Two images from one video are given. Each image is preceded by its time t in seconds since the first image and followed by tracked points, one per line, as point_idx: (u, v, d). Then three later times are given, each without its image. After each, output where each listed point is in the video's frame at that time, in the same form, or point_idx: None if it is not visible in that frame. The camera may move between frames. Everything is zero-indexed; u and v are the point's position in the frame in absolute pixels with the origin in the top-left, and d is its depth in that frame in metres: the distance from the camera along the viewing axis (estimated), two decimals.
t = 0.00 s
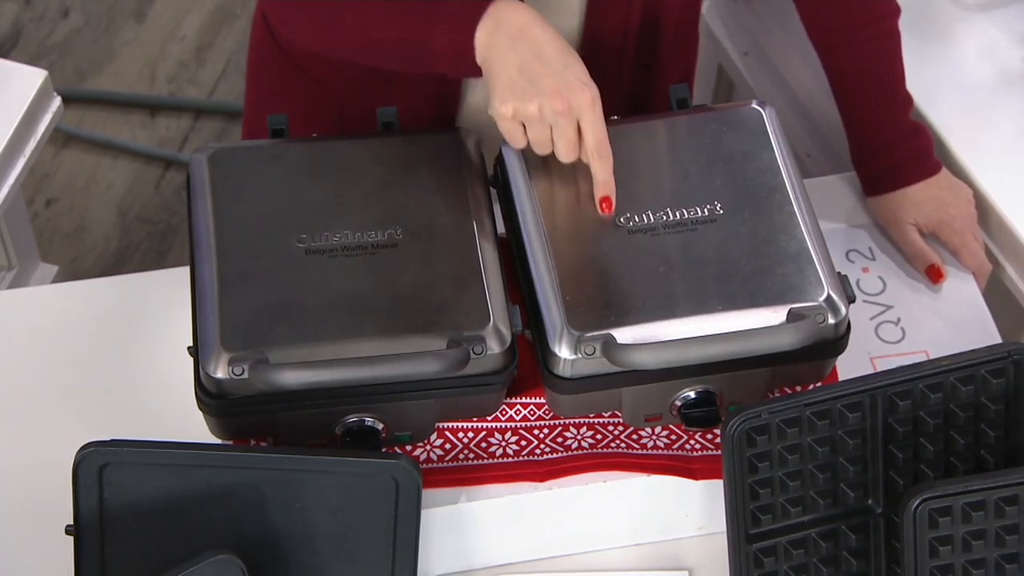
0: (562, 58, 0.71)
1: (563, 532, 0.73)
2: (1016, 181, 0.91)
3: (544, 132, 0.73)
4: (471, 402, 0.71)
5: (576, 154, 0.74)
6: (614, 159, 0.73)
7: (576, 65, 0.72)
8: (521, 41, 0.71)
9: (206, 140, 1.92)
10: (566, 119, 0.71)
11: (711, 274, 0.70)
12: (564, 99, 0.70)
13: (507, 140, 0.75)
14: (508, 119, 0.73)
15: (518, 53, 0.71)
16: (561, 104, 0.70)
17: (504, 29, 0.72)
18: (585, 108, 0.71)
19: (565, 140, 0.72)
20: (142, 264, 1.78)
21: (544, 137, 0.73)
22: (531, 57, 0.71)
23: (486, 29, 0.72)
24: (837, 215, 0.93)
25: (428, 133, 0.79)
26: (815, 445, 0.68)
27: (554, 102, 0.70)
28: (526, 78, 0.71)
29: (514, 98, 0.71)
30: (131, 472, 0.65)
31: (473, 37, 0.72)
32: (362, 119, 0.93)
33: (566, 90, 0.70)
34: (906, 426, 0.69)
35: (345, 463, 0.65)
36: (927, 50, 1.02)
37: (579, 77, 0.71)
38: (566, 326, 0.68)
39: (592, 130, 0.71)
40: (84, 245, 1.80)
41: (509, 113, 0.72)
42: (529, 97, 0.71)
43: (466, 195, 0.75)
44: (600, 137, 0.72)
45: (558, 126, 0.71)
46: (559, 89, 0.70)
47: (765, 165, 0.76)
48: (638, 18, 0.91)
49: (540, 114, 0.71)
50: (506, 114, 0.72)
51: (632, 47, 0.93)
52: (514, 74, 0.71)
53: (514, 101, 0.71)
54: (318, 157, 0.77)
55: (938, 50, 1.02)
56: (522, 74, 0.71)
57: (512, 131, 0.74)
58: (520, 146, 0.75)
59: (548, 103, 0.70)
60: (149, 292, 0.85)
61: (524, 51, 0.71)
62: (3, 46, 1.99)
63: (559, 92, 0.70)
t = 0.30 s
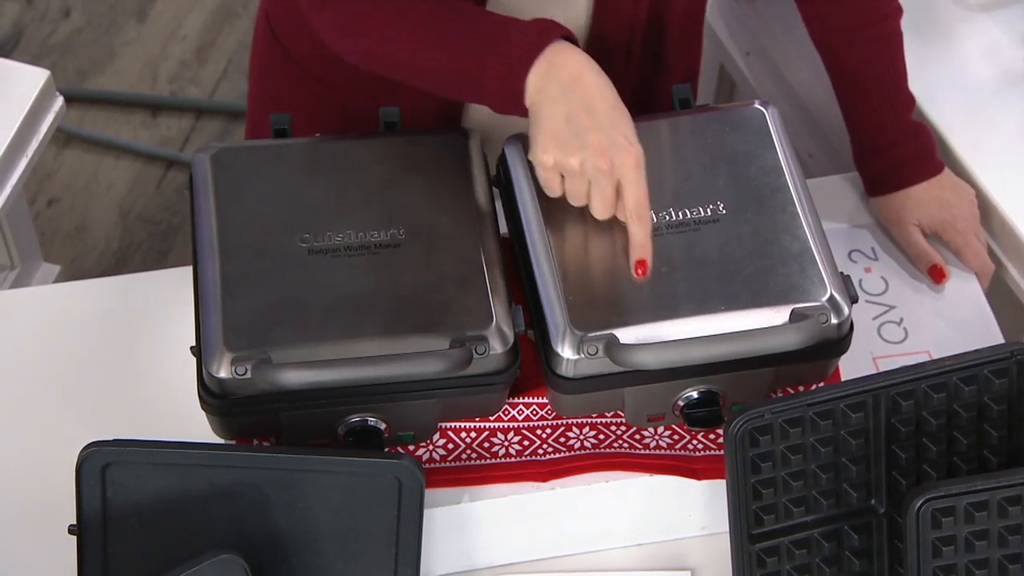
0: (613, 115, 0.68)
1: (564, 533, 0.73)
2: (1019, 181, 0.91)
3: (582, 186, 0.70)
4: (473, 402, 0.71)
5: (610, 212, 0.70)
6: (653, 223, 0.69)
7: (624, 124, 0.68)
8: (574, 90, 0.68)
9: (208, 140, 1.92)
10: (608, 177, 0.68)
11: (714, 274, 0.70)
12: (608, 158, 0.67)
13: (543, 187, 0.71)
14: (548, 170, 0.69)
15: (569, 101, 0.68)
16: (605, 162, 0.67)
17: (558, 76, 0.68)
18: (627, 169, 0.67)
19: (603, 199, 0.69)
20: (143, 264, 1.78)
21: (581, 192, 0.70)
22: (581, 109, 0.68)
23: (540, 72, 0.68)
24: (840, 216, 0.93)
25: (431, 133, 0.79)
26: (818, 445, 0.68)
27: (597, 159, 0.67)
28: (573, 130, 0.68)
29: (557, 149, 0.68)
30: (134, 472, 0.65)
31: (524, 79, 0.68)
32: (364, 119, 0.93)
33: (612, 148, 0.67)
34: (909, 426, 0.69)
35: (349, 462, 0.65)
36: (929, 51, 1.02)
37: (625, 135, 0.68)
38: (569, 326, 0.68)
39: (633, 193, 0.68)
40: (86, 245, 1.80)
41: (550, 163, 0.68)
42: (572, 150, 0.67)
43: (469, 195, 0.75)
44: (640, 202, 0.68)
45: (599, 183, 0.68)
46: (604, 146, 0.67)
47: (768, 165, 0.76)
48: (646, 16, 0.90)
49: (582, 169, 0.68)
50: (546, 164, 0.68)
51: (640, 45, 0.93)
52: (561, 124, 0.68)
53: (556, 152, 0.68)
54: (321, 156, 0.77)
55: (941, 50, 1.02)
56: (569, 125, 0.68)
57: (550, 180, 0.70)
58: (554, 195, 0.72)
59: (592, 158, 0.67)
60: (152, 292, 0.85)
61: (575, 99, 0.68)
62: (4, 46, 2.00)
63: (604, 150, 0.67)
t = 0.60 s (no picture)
0: (686, 94, 0.68)
1: (569, 533, 0.72)
2: None
3: (661, 169, 0.69)
4: (479, 402, 0.71)
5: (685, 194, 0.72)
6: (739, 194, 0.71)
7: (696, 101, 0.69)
8: (646, 71, 0.67)
9: (211, 140, 1.92)
10: (689, 158, 0.68)
11: (719, 274, 0.70)
12: (690, 137, 0.67)
13: (618, 172, 0.71)
14: (627, 155, 0.69)
15: (643, 84, 0.67)
16: (688, 143, 0.67)
17: (628, 60, 0.67)
18: (708, 146, 0.68)
19: (684, 180, 0.70)
20: (146, 264, 1.79)
21: (659, 175, 0.70)
22: (656, 90, 0.67)
23: (609, 59, 0.67)
24: (844, 216, 0.93)
25: (436, 133, 0.79)
26: (824, 445, 0.68)
27: (682, 140, 0.67)
28: (651, 114, 0.67)
29: (638, 133, 0.67)
30: (140, 471, 0.65)
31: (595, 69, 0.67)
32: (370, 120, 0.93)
33: (693, 128, 0.68)
34: (914, 426, 0.69)
35: (355, 462, 0.65)
36: (933, 52, 1.02)
37: (702, 113, 0.68)
38: (574, 326, 0.68)
39: (718, 169, 0.69)
40: (89, 245, 1.80)
41: (631, 148, 0.68)
42: (654, 133, 0.67)
43: (474, 195, 0.75)
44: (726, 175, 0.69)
45: (680, 164, 0.68)
46: (686, 127, 0.67)
47: (773, 164, 0.76)
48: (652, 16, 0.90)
49: (663, 151, 0.68)
50: (629, 149, 0.68)
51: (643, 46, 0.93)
52: (638, 108, 0.67)
53: (638, 136, 0.67)
54: (326, 157, 0.77)
55: (945, 50, 1.02)
56: (646, 107, 0.67)
57: (627, 164, 0.70)
58: (629, 178, 0.71)
59: (674, 139, 0.67)
60: (157, 291, 0.85)
61: (649, 81, 0.67)
62: (8, 46, 2.00)
63: (686, 131, 0.67)
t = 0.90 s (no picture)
0: (653, 27, 0.72)
1: (575, 533, 0.73)
2: None
3: (643, 103, 0.74)
4: (485, 401, 0.71)
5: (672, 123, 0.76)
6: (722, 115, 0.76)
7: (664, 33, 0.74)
8: (614, 13, 0.71)
9: (215, 140, 1.92)
10: (669, 87, 0.73)
11: (726, 274, 0.70)
12: (666, 67, 0.72)
13: (602, 114, 0.75)
14: (610, 94, 0.73)
15: (613, 26, 0.71)
16: (664, 72, 0.72)
17: (594, 3, 0.71)
18: (684, 74, 0.73)
19: (667, 110, 0.74)
20: (151, 263, 1.79)
21: (643, 109, 0.74)
22: (625, 28, 0.71)
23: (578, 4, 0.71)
24: (850, 216, 0.93)
25: (442, 133, 0.79)
26: (830, 445, 0.68)
27: (659, 71, 0.71)
28: (625, 51, 0.71)
29: (616, 71, 0.72)
30: (146, 470, 0.65)
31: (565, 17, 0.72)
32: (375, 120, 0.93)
33: (667, 57, 0.72)
34: (921, 427, 0.68)
35: (361, 462, 0.65)
36: (939, 51, 1.02)
37: (672, 43, 0.73)
38: (580, 326, 0.68)
39: (698, 92, 0.73)
40: (93, 245, 1.80)
41: (612, 87, 0.73)
42: (631, 68, 0.71)
43: (480, 194, 0.75)
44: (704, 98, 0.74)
45: (661, 95, 0.73)
46: (660, 57, 0.72)
47: (779, 164, 0.76)
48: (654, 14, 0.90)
49: (644, 84, 0.72)
50: (610, 88, 0.72)
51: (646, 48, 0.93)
52: (613, 47, 0.71)
53: (616, 74, 0.72)
54: (332, 156, 0.77)
55: (951, 50, 1.01)
56: (618, 45, 0.71)
57: (610, 103, 0.74)
58: (615, 116, 0.76)
59: (652, 73, 0.71)
60: (163, 291, 0.85)
61: (617, 21, 0.71)
62: (12, 46, 2.00)
63: (660, 61, 0.72)
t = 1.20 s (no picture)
0: (557, 15, 0.72)
1: (578, 533, 0.73)
2: None
3: (547, 90, 0.73)
4: (489, 402, 0.71)
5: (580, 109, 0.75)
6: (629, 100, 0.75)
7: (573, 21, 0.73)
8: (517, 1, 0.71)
9: (218, 140, 1.92)
10: (570, 75, 0.72)
11: (730, 274, 0.70)
12: (567, 56, 0.71)
13: (509, 99, 0.75)
14: (511, 80, 0.73)
15: (516, 14, 0.71)
16: (564, 63, 0.71)
17: None
18: (587, 63, 0.72)
19: (571, 97, 0.73)
20: (153, 263, 1.79)
21: (547, 95, 0.74)
22: (528, 16, 0.71)
23: None
24: (853, 217, 0.93)
25: (447, 132, 0.79)
26: (835, 445, 0.68)
27: (558, 60, 0.71)
28: (527, 40, 0.71)
29: (516, 59, 0.71)
30: (152, 470, 0.65)
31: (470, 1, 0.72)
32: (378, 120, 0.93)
33: (568, 47, 0.71)
34: (926, 427, 0.69)
35: (366, 462, 0.65)
36: (943, 51, 1.02)
37: (577, 32, 0.72)
38: (585, 326, 0.68)
39: (603, 80, 0.72)
40: (96, 245, 1.80)
41: (512, 74, 0.72)
42: (531, 57, 0.71)
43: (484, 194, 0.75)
44: (612, 85, 0.73)
45: (563, 83, 0.72)
46: (561, 46, 0.71)
47: (783, 165, 0.76)
48: (652, 17, 0.91)
49: (544, 72, 0.72)
50: (511, 76, 0.72)
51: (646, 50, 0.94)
52: (516, 34, 0.71)
53: (516, 61, 0.71)
54: (336, 156, 0.77)
55: (955, 50, 1.01)
56: (521, 35, 0.71)
57: (514, 90, 0.74)
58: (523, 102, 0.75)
59: (551, 61, 0.71)
60: (167, 291, 0.85)
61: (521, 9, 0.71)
62: (15, 46, 2.00)
63: (561, 51, 0.71)
